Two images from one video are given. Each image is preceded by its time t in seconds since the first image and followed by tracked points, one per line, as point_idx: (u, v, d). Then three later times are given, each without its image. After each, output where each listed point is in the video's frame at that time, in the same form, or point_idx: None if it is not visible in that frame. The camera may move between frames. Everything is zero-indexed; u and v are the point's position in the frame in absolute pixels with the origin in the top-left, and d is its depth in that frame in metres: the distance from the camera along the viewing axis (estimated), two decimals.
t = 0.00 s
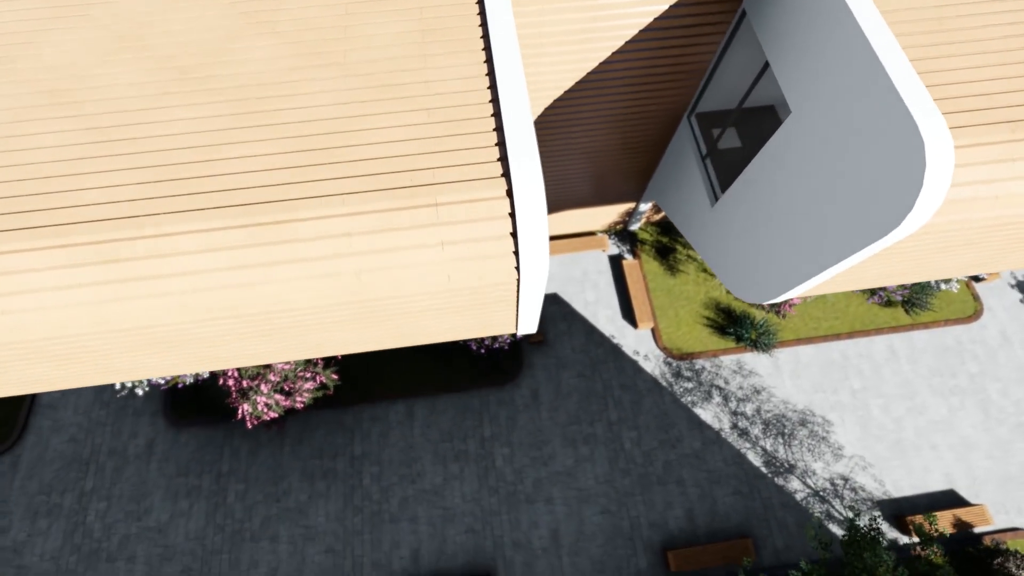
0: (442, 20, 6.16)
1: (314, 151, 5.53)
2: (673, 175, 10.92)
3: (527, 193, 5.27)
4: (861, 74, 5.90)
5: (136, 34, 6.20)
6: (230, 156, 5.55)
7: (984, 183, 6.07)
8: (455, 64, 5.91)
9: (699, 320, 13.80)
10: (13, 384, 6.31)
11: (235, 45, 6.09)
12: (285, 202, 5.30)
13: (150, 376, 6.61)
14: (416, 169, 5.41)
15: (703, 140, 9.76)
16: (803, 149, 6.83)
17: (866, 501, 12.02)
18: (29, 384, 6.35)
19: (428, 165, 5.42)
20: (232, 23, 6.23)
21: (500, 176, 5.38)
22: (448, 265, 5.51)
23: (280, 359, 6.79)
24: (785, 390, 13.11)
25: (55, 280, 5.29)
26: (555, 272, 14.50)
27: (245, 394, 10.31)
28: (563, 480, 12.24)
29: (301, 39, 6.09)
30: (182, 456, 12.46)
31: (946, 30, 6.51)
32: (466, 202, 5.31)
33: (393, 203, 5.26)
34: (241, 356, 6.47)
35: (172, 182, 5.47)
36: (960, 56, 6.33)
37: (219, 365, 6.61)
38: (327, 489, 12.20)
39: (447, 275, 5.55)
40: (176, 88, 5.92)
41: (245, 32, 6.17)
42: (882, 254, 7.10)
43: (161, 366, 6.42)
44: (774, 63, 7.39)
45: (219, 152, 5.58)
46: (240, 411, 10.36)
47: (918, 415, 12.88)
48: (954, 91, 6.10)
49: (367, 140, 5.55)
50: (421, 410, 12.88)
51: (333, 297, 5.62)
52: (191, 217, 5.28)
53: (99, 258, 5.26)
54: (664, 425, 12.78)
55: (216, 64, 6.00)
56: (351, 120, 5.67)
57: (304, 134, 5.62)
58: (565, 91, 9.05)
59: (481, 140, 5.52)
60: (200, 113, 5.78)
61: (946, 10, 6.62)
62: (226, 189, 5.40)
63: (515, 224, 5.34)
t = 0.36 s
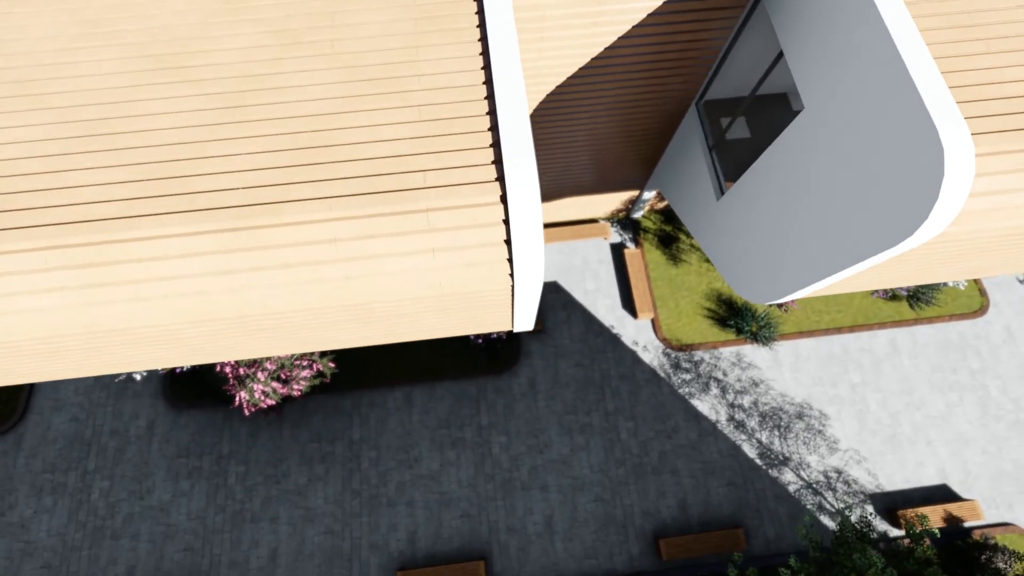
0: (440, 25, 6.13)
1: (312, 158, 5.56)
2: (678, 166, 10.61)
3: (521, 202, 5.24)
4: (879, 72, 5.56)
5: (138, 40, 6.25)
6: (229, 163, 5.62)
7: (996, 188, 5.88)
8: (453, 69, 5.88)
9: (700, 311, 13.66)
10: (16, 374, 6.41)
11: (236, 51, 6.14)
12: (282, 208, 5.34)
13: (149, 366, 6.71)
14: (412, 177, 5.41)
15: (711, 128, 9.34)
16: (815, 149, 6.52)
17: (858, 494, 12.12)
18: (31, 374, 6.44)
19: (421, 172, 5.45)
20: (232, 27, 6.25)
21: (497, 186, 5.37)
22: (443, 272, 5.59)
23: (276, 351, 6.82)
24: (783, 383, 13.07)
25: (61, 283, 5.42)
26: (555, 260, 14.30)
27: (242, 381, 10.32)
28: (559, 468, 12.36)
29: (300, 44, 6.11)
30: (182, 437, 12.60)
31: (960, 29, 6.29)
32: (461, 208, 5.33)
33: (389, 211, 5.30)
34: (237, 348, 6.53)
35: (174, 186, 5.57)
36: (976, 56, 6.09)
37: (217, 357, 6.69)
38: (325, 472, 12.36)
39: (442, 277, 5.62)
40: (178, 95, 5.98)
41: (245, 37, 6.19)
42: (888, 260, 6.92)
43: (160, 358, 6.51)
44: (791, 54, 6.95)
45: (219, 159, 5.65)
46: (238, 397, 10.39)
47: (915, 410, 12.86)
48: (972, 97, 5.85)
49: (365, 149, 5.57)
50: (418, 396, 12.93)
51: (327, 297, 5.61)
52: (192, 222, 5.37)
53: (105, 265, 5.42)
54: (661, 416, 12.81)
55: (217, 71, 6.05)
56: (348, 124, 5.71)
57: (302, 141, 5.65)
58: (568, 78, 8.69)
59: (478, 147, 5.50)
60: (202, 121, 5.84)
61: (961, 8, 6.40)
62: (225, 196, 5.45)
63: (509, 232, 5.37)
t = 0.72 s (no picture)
0: (435, 23, 5.94)
1: (302, 163, 5.43)
2: (682, 158, 10.31)
3: (513, 212, 5.12)
4: (895, 72, 5.19)
5: (125, 34, 6.06)
6: (217, 166, 5.48)
7: (1008, 200, 5.69)
8: (447, 72, 5.73)
9: (700, 304, 13.52)
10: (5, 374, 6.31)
11: (223, 47, 5.95)
12: (271, 215, 5.23)
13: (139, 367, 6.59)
14: (405, 185, 5.30)
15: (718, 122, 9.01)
16: (825, 151, 6.22)
17: (851, 489, 12.21)
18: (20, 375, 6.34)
19: (412, 179, 5.33)
20: (220, 22, 6.05)
21: (491, 197, 5.26)
22: (434, 285, 5.38)
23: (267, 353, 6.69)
24: (782, 378, 13.02)
25: (44, 290, 5.28)
26: (555, 250, 14.11)
27: (238, 371, 10.31)
28: (554, 459, 12.46)
29: (290, 41, 5.93)
30: (182, 423, 12.71)
31: (975, 32, 6.06)
32: (454, 217, 5.23)
33: (380, 219, 5.19)
34: (227, 351, 6.40)
35: (161, 188, 5.43)
36: (993, 60, 5.84)
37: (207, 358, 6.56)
38: (323, 459, 12.49)
39: (432, 289, 5.41)
40: (165, 92, 5.81)
41: (233, 32, 6.00)
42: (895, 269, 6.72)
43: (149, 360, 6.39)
44: (804, 50, 6.57)
45: (206, 161, 5.51)
46: (235, 387, 10.39)
47: (913, 407, 12.83)
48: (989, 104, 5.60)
49: (357, 154, 5.43)
50: (416, 385, 12.96)
51: (316, 304, 5.48)
52: (179, 228, 5.25)
53: (91, 270, 5.29)
54: (657, 409, 12.82)
55: (205, 68, 5.88)
56: (338, 126, 5.56)
57: (290, 146, 5.50)
58: (572, 65, 8.25)
59: (472, 154, 5.40)
60: (189, 121, 5.67)
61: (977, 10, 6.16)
62: (213, 200, 5.34)
63: (503, 244, 5.22)
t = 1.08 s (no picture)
0: (427, 24, 5.73)
1: (290, 169, 5.28)
2: (685, 154, 10.05)
3: (506, 228, 4.95)
4: (909, 79, 4.93)
5: (110, 33, 5.89)
6: (203, 172, 5.33)
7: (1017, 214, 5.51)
8: (438, 75, 5.54)
9: (700, 300, 13.42)
10: None
11: (209, 46, 5.76)
12: (256, 227, 5.08)
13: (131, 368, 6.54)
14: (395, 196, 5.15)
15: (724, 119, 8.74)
16: (835, 158, 5.99)
17: (843, 485, 12.31)
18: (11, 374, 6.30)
19: (401, 192, 5.15)
20: (206, 19, 5.86)
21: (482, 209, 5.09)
22: (424, 298, 5.34)
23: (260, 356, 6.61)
24: (779, 375, 13.00)
25: (30, 299, 5.20)
26: (555, 242, 13.93)
27: (234, 364, 10.29)
28: (550, 452, 12.55)
29: (278, 42, 5.75)
30: (181, 411, 12.79)
31: (989, 37, 5.82)
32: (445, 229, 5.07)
33: (368, 231, 5.05)
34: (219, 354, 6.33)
35: (145, 195, 5.27)
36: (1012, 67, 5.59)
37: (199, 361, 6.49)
38: (321, 448, 12.61)
39: (423, 300, 5.34)
40: (149, 93, 5.64)
41: (218, 30, 5.81)
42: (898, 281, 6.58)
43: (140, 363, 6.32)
44: (815, 51, 6.28)
45: (193, 168, 5.36)
46: (231, 379, 10.39)
47: (910, 406, 12.83)
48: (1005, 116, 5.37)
49: (346, 162, 5.27)
50: (413, 377, 12.99)
51: (304, 313, 5.41)
52: (163, 238, 5.11)
53: (76, 281, 5.19)
54: (654, 404, 12.85)
55: (191, 68, 5.70)
56: (328, 131, 5.38)
57: (276, 152, 5.34)
58: (573, 59, 7.95)
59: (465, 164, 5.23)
60: (174, 125, 5.51)
61: (989, 16, 5.94)
62: (201, 209, 5.21)
63: (495, 259, 5.10)
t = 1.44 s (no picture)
0: (420, 31, 5.55)
1: (277, 184, 5.14)
2: (687, 153, 9.84)
3: (496, 245, 4.78)
4: (920, 94, 4.75)
5: (96, 34, 5.71)
6: (188, 185, 5.19)
7: None
8: (431, 85, 5.36)
9: (699, 298, 13.38)
10: None
11: (195, 51, 5.59)
12: (241, 244, 4.97)
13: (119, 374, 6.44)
14: (383, 214, 5.00)
15: (729, 120, 8.51)
16: (839, 170, 5.83)
17: (836, 485, 12.40)
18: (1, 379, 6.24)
19: (390, 210, 5.00)
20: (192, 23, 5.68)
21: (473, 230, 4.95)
22: (414, 317, 5.15)
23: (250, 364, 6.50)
24: (776, 375, 12.99)
25: (13, 316, 5.11)
26: (555, 238, 13.78)
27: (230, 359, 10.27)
28: (546, 448, 12.63)
29: (265, 47, 5.57)
30: (179, 402, 12.86)
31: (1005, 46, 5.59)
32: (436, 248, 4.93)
33: (356, 251, 4.90)
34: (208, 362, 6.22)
35: (130, 208, 5.18)
36: None
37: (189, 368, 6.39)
38: (318, 442, 12.69)
39: (414, 323, 5.19)
40: (134, 101, 5.49)
41: (205, 35, 5.64)
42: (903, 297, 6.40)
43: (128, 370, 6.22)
44: (824, 57, 6.05)
45: (176, 181, 5.22)
46: (227, 375, 10.38)
47: (906, 407, 12.84)
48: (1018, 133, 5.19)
49: (333, 178, 5.13)
50: (410, 372, 13.02)
51: (290, 331, 5.22)
52: (146, 256, 4.99)
53: (58, 298, 5.10)
54: (650, 402, 12.87)
55: (176, 74, 5.53)
56: (316, 145, 5.24)
57: (263, 166, 5.20)
58: (574, 57, 7.72)
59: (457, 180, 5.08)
60: (159, 134, 5.36)
61: (1005, 23, 5.71)
62: (185, 223, 5.09)
63: (485, 278, 4.88)
